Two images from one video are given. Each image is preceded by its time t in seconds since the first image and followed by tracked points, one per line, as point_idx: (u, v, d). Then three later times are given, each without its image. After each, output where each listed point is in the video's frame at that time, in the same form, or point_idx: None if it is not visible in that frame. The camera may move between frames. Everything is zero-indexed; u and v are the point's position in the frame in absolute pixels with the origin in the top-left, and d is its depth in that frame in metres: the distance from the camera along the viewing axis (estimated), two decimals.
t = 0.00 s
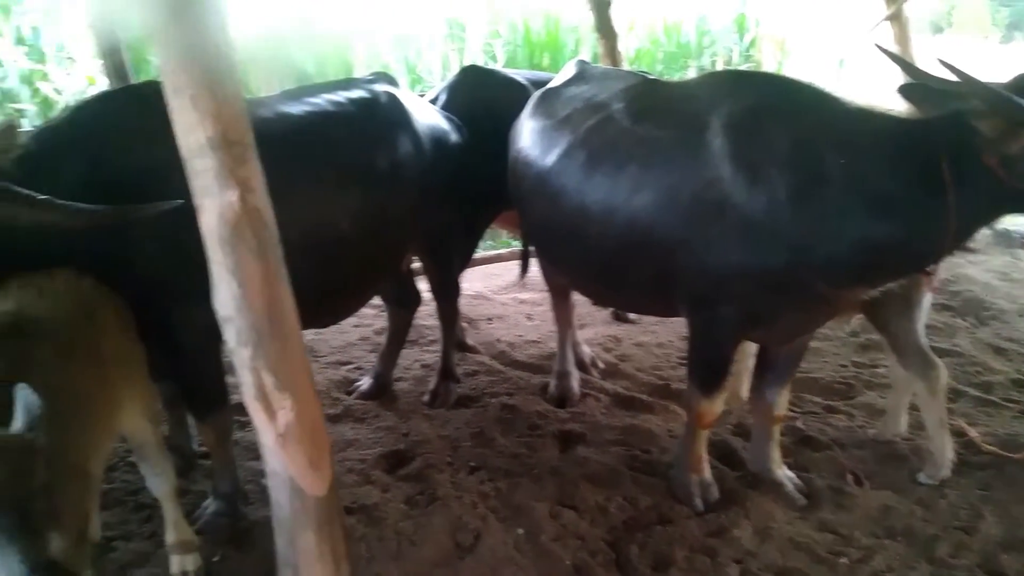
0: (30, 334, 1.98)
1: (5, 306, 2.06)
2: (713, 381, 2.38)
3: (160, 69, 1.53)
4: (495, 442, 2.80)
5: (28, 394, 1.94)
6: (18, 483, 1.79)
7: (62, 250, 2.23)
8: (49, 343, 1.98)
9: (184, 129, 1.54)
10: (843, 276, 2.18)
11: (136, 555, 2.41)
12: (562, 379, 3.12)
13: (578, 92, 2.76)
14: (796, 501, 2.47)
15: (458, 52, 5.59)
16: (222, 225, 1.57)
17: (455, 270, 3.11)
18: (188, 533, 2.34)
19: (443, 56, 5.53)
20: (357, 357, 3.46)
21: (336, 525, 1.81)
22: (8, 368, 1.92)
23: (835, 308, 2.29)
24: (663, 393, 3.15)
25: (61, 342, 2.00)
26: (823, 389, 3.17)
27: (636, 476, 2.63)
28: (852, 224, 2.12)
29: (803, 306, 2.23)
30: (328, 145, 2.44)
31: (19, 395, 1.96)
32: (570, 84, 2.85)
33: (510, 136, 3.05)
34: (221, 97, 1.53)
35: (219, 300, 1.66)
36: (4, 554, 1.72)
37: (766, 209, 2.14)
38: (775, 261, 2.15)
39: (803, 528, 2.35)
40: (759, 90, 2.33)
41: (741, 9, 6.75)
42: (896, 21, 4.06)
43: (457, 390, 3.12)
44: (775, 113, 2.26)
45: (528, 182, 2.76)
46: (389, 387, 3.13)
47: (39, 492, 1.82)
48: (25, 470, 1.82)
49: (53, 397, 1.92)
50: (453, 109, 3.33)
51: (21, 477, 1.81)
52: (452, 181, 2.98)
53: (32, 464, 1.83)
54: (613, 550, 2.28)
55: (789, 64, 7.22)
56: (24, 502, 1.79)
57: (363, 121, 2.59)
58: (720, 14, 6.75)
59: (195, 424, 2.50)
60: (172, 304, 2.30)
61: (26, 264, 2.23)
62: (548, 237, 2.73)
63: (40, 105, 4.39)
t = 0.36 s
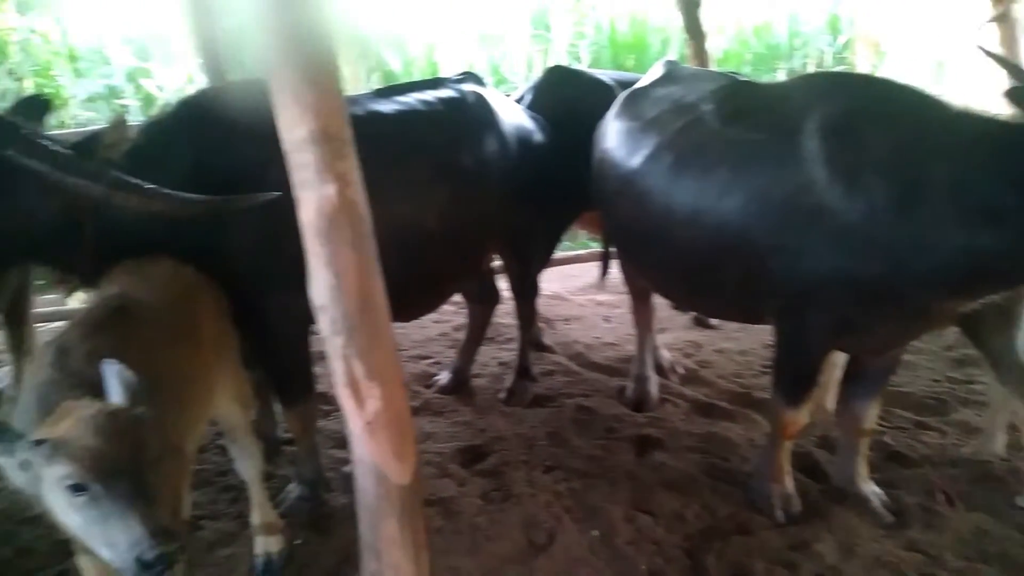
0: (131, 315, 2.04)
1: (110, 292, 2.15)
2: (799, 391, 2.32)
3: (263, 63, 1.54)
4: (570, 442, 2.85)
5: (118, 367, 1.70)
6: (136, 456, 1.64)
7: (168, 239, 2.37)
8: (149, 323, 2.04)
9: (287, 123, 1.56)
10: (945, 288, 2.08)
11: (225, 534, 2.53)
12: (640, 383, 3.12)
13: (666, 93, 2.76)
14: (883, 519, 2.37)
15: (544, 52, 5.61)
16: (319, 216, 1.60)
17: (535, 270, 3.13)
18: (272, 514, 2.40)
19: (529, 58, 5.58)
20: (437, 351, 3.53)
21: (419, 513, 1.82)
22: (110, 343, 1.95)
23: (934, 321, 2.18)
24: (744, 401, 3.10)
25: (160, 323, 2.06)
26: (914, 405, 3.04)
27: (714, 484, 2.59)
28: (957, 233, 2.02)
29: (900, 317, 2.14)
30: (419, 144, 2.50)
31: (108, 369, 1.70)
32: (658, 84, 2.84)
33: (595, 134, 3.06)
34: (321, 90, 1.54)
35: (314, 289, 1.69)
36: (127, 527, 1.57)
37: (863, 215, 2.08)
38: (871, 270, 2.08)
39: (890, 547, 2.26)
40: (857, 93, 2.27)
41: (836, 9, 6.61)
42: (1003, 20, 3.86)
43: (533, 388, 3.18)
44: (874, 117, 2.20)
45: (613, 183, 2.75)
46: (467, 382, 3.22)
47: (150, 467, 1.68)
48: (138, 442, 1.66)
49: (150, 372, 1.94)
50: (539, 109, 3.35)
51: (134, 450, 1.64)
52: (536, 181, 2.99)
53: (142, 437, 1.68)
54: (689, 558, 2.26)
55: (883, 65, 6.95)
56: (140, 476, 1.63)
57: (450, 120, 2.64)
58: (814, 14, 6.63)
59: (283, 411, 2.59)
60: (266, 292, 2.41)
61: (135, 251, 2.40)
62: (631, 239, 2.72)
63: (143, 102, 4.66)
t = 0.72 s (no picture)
0: (218, 304, 2.11)
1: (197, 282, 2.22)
2: (879, 404, 2.24)
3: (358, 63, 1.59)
4: (637, 447, 2.85)
5: (206, 355, 1.78)
6: (227, 439, 1.71)
7: (251, 233, 2.45)
8: (235, 312, 2.12)
9: (377, 121, 1.60)
10: None
11: (297, 521, 2.61)
12: (710, 392, 3.12)
13: (747, 96, 2.75)
14: (963, 539, 2.28)
15: (618, 54, 5.81)
16: (405, 214, 1.63)
17: (605, 273, 3.13)
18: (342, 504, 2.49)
19: (602, 59, 5.79)
20: (504, 351, 3.61)
21: (490, 508, 1.84)
22: (199, 330, 2.02)
23: None
24: (818, 413, 3.11)
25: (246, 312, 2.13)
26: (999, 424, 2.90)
27: (784, 495, 2.54)
28: None
29: (992, 330, 2.04)
30: (500, 145, 2.55)
31: (196, 356, 1.78)
32: (739, 88, 2.84)
33: (671, 137, 3.07)
34: (411, 90, 1.57)
35: (396, 284, 1.73)
36: (220, 505, 1.65)
37: (954, 223, 2.00)
38: (961, 279, 1.99)
39: (971, 569, 2.17)
40: (951, 98, 2.20)
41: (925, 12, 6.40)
42: None
43: (600, 392, 3.22)
44: (968, 121, 2.12)
45: (690, 186, 2.74)
46: (534, 382, 3.28)
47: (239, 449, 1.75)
48: (229, 426, 1.73)
49: (236, 359, 2.01)
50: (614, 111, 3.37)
51: (225, 434, 1.71)
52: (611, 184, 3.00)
53: (232, 420, 1.75)
54: (757, 569, 2.23)
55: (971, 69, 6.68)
56: (230, 458, 1.70)
57: (528, 121, 2.67)
58: (901, 13, 6.45)
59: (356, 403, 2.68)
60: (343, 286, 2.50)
61: (219, 242, 2.47)
62: (708, 244, 2.70)
63: (226, 100, 4.86)
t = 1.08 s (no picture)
0: (279, 295, 2.18)
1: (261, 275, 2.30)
2: (948, 414, 2.17)
3: (433, 62, 1.62)
4: (694, 451, 2.84)
5: (283, 343, 1.87)
6: (305, 423, 1.77)
7: (319, 228, 2.56)
8: (298, 303, 2.19)
9: (450, 120, 1.63)
10: None
11: (354, 512, 2.66)
12: (769, 397, 3.10)
13: (813, 98, 2.74)
14: None
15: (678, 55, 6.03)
16: (474, 211, 1.66)
17: (663, 275, 3.13)
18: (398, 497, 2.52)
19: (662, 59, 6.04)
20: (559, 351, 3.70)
21: (550, 505, 1.85)
22: (264, 318, 2.11)
23: None
24: (880, 422, 3.04)
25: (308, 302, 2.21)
26: None
27: (845, 504, 2.49)
28: None
29: None
30: (557, 144, 2.57)
31: (274, 344, 1.87)
32: (806, 89, 2.83)
33: (734, 139, 3.06)
34: (484, 89, 1.60)
35: (463, 280, 1.76)
36: (298, 487, 1.70)
37: None
38: None
39: None
40: None
41: (1003, 14, 6.09)
42: None
43: (656, 395, 3.23)
44: None
45: (754, 188, 2.72)
46: (588, 383, 3.35)
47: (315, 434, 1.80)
48: (307, 411, 1.79)
49: (303, 348, 2.08)
50: (675, 112, 3.39)
51: (302, 419, 1.77)
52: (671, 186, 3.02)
53: (309, 405, 1.80)
54: None
55: None
56: (308, 442, 1.76)
57: (591, 121, 2.72)
58: (975, 15, 6.23)
59: (413, 397, 2.75)
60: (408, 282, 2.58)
61: (289, 234, 2.59)
62: (771, 249, 2.68)
63: (290, 99, 5.14)
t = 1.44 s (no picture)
0: (316, 289, 2.24)
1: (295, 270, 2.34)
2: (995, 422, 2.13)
3: (481, 64, 1.64)
4: (730, 456, 2.84)
5: (336, 340, 1.94)
6: (338, 423, 1.79)
7: (363, 226, 2.62)
8: (333, 303, 2.24)
9: (496, 122, 1.65)
10: None
11: (389, 509, 2.69)
12: (808, 403, 3.07)
13: (860, 100, 2.71)
14: None
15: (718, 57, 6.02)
16: (519, 212, 1.67)
17: (701, 277, 3.15)
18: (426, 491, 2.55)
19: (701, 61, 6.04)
20: (595, 353, 3.78)
21: (589, 504, 1.85)
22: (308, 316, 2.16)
23: None
24: (921, 430, 3.00)
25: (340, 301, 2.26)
26: None
27: (885, 513, 2.46)
28: None
29: None
30: (598, 146, 2.63)
31: (328, 341, 1.94)
32: (851, 91, 2.81)
33: (778, 141, 3.06)
34: (532, 91, 1.62)
35: (507, 279, 1.78)
36: (327, 485, 1.72)
37: None
38: None
39: None
40: None
41: None
42: None
43: (692, 399, 3.26)
44: None
45: (797, 191, 2.72)
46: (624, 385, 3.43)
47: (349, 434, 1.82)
48: (343, 410, 1.81)
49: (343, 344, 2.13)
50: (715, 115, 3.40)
51: (337, 416, 1.79)
52: (710, 187, 3.03)
53: (347, 402, 1.83)
54: None
55: None
56: (342, 441, 1.78)
57: (632, 121, 2.77)
58: None
59: (450, 396, 2.78)
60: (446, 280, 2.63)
61: (332, 232, 2.67)
62: (815, 253, 2.65)
63: (330, 99, 5.34)
